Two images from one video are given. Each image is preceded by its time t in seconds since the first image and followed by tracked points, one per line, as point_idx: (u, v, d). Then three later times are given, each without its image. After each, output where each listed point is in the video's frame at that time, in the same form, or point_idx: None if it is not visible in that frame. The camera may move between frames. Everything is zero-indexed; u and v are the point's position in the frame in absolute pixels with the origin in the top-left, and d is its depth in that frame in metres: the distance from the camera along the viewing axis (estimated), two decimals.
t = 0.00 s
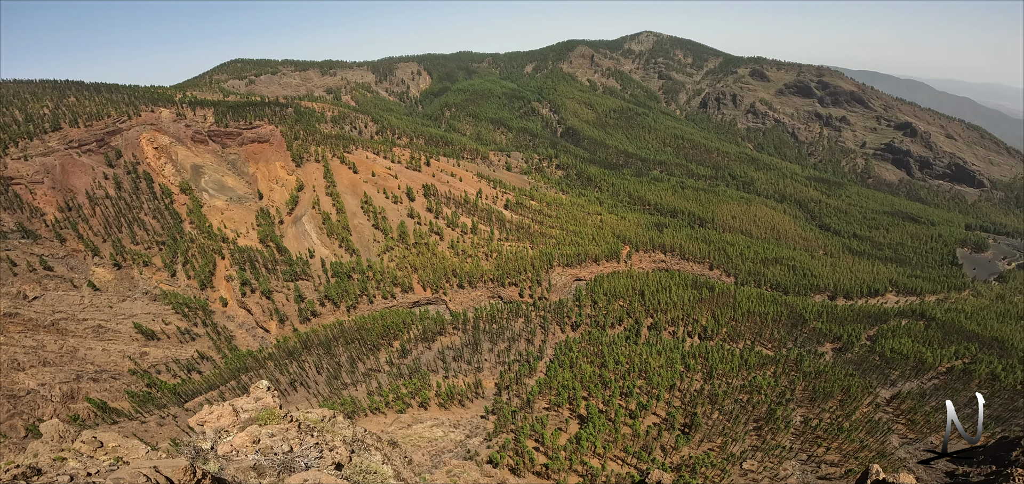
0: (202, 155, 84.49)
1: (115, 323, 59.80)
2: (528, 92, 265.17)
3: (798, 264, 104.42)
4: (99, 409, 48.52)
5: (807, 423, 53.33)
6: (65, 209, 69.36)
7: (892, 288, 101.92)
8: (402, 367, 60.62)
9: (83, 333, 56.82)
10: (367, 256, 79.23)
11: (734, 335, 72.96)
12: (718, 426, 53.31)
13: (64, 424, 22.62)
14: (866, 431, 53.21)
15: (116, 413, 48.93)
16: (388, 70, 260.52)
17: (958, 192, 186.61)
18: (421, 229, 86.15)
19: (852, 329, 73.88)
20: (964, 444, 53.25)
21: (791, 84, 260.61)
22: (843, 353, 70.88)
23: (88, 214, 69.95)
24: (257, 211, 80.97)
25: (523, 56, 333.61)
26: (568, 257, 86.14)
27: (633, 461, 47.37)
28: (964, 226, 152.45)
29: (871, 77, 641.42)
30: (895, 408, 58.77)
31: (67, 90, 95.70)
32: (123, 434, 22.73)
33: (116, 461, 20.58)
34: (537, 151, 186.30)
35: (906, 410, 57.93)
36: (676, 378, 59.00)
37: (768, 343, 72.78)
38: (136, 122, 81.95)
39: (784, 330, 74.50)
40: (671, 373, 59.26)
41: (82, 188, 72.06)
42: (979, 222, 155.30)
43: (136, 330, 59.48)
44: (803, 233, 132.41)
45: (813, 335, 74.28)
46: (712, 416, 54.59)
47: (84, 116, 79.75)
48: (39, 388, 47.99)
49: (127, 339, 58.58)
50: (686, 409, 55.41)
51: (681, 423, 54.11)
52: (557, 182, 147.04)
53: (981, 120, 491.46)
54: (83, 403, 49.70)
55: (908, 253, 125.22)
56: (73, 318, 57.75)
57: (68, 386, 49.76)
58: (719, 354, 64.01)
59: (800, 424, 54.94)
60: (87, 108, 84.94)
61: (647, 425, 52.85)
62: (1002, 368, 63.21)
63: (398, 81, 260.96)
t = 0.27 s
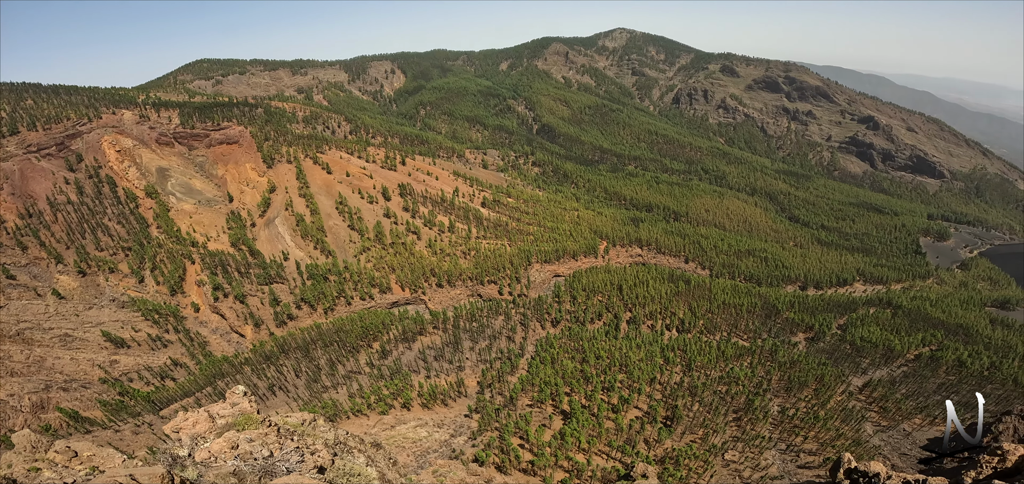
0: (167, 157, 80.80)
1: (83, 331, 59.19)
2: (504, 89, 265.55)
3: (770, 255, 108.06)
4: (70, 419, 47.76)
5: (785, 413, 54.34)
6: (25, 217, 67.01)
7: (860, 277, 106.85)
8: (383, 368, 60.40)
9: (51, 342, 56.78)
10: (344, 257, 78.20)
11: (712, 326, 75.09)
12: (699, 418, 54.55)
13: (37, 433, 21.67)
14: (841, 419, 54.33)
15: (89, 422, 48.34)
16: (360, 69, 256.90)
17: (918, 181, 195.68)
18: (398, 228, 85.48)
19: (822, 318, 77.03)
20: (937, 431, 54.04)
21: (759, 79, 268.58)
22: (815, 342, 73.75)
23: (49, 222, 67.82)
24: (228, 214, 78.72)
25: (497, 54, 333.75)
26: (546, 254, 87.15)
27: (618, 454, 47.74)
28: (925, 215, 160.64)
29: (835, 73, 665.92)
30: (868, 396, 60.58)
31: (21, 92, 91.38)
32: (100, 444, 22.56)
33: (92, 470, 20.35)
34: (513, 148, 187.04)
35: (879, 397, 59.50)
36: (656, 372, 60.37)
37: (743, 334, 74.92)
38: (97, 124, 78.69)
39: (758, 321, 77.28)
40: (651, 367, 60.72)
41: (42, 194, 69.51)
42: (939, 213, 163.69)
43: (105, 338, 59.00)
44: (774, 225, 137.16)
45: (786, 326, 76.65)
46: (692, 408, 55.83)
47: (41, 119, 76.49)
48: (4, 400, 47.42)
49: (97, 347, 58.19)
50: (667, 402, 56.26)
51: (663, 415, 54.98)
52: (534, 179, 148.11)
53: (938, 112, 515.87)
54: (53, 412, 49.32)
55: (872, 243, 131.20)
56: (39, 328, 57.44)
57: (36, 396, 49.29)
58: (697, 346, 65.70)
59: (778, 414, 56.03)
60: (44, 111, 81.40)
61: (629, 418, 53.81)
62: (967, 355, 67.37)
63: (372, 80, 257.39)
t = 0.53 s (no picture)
0: (138, 161, 78.90)
1: (55, 340, 57.56)
2: (483, 88, 265.11)
3: (748, 249, 111.03)
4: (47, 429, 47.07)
5: (768, 405, 56.51)
6: None
7: (834, 269, 110.77)
8: (367, 370, 60.05)
9: (22, 351, 54.95)
10: (323, 259, 77.04)
11: (693, 321, 77.17)
12: (683, 411, 55.77)
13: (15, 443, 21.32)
14: (821, 409, 56.60)
15: (67, 431, 47.65)
16: (337, 69, 253.17)
17: (886, 174, 203.26)
18: (379, 229, 84.72)
19: (799, 311, 79.91)
20: (913, 420, 56.80)
21: (734, 76, 275.00)
22: (793, 333, 76.75)
23: (14, 229, 64.73)
24: (202, 218, 76.63)
25: (476, 53, 333.21)
26: (528, 252, 87.79)
27: (605, 450, 48.99)
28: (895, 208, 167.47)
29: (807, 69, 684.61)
30: (845, 386, 63.27)
31: None
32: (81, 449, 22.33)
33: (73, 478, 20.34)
34: (493, 147, 187.10)
35: (856, 388, 62.28)
36: (641, 367, 61.58)
37: (725, 327, 77.70)
38: (63, 128, 75.77)
39: (737, 314, 79.65)
40: (636, 362, 61.99)
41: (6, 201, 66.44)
42: (908, 205, 170.34)
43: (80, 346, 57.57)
44: (750, 219, 140.93)
45: (766, 318, 79.22)
46: (677, 402, 57.34)
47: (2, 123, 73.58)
48: None
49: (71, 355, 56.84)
50: (653, 397, 57.98)
51: (648, 410, 56.23)
52: (514, 177, 148.59)
53: (904, 107, 535.24)
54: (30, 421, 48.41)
55: (845, 235, 135.87)
56: (9, 338, 55.60)
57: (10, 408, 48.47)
58: (680, 341, 67.27)
59: (761, 406, 57.95)
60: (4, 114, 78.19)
61: (615, 414, 54.64)
62: (941, 345, 70.13)
63: (348, 80, 253.93)
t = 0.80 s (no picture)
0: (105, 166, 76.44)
1: (27, 350, 54.86)
2: (461, 87, 264.52)
3: (724, 243, 114.03)
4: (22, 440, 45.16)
5: (749, 398, 56.77)
6: None
7: (808, 261, 114.48)
8: (350, 373, 59.53)
9: None
10: (302, 262, 75.83)
11: (674, 315, 78.62)
12: (668, 406, 55.99)
13: None
14: (801, 401, 57.37)
15: (42, 442, 45.63)
16: (312, 69, 249.09)
17: (856, 168, 211.29)
18: (358, 232, 83.93)
19: (777, 304, 82.28)
20: (890, 410, 57.48)
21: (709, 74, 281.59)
22: (771, 325, 78.87)
23: None
24: (174, 223, 74.60)
25: (453, 53, 332.27)
26: (510, 251, 88.37)
27: (592, 447, 49.28)
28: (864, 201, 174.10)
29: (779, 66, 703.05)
30: (824, 378, 64.24)
31: None
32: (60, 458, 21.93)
33: None
34: (473, 146, 186.99)
35: (834, 379, 63.10)
36: (625, 363, 62.37)
37: (705, 321, 78.40)
38: (27, 133, 74.09)
39: (716, 308, 81.70)
40: (619, 358, 62.94)
41: None
42: (876, 198, 177.82)
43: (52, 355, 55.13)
44: (726, 213, 144.74)
45: (744, 312, 81.59)
46: (661, 397, 57.55)
47: None
48: None
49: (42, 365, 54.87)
50: (637, 393, 58.09)
51: (633, 406, 56.58)
52: (494, 176, 149.04)
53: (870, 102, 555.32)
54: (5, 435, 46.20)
55: (818, 228, 140.87)
56: None
57: None
58: (662, 336, 68.32)
59: (742, 399, 58.34)
60: None
61: (601, 410, 55.21)
62: (913, 334, 73.13)
63: (324, 81, 250.09)
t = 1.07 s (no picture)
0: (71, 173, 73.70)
1: None
2: (439, 88, 263.33)
3: (701, 239, 117.07)
4: None
5: (732, 392, 58.33)
6: None
7: (782, 255, 118.31)
8: (333, 378, 59.12)
9: None
10: (279, 268, 74.65)
11: (654, 311, 80.31)
12: (653, 402, 57.49)
13: None
14: (782, 393, 59.22)
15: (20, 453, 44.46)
16: (286, 71, 244.38)
17: (826, 163, 219.65)
18: (337, 235, 83.11)
19: (754, 297, 84.37)
20: (866, 400, 60.33)
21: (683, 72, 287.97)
22: (750, 319, 80.81)
23: None
24: (145, 230, 72.47)
25: (430, 54, 330.58)
26: (491, 251, 88.90)
27: (580, 444, 49.89)
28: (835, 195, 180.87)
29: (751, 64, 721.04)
30: (802, 370, 66.41)
31: None
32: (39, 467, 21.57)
33: None
34: (452, 147, 186.58)
35: (812, 370, 65.65)
36: (607, 361, 63.54)
37: (685, 317, 80.84)
38: None
39: (696, 303, 83.80)
40: (602, 355, 64.13)
41: None
42: (845, 192, 185.29)
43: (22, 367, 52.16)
44: (703, 209, 148.53)
45: (723, 306, 83.70)
46: (645, 393, 58.99)
47: None
48: None
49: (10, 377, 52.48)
50: (621, 389, 59.27)
51: (618, 403, 57.44)
52: (474, 177, 149.22)
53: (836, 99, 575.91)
54: None
55: (791, 222, 145.77)
56: None
57: None
58: (644, 333, 69.90)
59: (724, 393, 59.86)
60: None
61: (586, 408, 56.08)
62: (885, 324, 76.64)
63: (298, 83, 245.71)
